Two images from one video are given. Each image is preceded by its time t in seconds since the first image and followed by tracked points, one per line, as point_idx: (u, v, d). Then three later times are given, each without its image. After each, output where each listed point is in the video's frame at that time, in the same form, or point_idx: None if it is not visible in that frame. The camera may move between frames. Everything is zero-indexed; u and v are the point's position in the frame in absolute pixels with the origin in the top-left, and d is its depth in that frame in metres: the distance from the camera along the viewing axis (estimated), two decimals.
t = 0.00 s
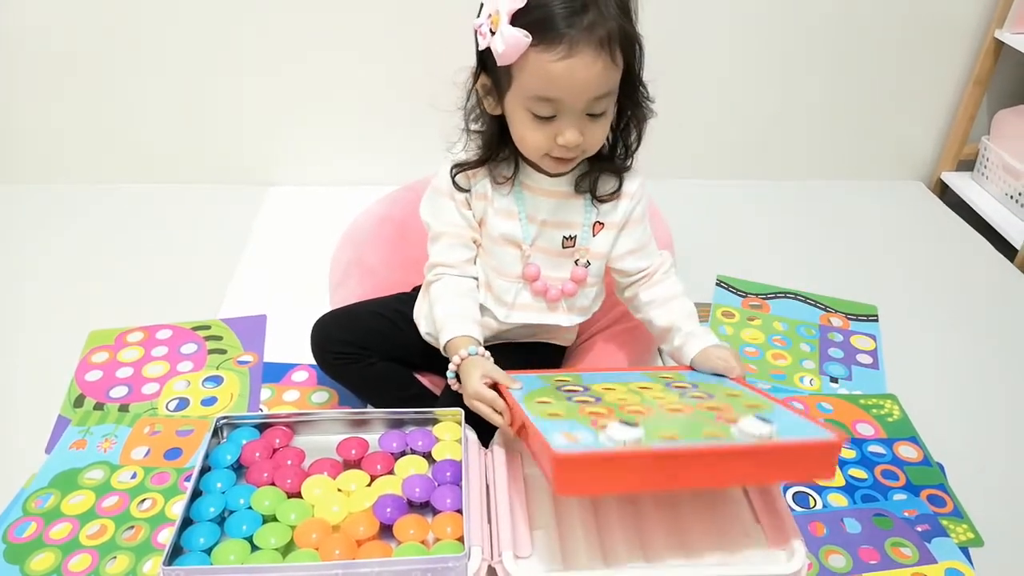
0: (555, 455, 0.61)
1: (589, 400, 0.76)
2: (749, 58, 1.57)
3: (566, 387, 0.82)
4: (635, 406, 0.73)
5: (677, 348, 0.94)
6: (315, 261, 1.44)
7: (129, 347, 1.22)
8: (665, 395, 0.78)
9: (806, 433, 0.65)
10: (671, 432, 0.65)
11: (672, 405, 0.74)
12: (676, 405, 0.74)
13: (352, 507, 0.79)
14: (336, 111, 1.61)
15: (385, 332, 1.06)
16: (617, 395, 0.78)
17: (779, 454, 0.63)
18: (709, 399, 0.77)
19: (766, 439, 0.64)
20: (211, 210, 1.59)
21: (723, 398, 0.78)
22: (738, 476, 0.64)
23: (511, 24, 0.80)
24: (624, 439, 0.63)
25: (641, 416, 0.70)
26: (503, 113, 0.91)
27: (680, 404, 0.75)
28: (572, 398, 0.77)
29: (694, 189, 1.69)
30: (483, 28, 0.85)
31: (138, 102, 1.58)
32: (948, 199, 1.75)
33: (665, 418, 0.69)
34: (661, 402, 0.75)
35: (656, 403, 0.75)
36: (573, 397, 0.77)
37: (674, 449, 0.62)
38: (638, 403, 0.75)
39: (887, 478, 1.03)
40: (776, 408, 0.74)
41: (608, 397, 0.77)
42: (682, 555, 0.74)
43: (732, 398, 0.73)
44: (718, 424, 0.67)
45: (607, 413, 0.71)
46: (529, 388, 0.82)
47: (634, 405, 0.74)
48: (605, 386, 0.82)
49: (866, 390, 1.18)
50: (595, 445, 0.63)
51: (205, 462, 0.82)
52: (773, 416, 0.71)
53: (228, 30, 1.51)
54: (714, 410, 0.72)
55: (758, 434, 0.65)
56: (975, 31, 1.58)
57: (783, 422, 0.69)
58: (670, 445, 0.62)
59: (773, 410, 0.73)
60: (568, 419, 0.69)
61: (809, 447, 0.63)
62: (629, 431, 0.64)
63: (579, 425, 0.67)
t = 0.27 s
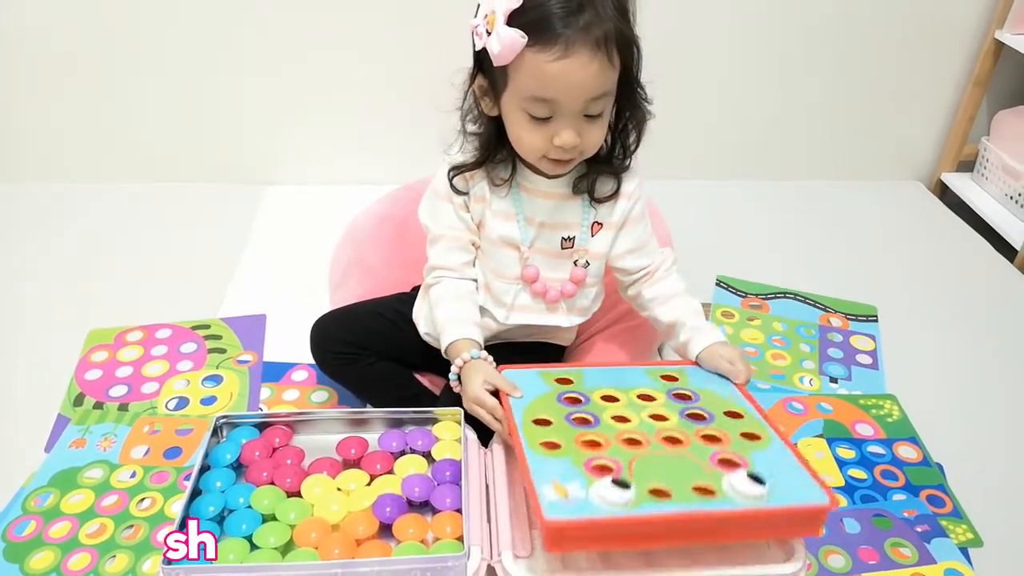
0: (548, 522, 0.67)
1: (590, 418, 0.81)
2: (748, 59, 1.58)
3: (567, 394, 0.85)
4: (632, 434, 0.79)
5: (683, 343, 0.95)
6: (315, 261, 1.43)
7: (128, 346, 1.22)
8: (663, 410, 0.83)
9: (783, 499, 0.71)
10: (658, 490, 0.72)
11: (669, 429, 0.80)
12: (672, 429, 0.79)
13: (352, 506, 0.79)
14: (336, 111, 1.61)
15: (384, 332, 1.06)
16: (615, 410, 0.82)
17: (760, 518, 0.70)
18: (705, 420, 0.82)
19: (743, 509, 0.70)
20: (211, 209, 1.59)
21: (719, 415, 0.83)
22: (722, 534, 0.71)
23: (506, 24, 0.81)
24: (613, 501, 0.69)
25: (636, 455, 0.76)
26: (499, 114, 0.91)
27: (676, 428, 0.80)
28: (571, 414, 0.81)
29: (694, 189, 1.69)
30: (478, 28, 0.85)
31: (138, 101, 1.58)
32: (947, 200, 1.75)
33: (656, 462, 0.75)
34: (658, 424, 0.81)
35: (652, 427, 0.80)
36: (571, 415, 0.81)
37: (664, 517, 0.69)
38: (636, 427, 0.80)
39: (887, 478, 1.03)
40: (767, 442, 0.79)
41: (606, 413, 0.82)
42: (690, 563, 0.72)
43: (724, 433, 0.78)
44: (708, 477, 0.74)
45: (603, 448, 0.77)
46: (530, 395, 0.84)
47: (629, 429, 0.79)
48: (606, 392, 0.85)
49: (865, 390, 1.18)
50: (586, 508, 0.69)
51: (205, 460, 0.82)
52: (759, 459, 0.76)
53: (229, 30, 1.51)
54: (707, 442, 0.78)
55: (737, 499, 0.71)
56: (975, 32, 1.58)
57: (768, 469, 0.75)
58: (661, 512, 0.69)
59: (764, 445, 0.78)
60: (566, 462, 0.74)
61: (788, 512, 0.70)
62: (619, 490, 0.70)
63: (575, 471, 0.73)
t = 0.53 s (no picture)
0: (535, 565, 0.66)
1: (589, 433, 0.79)
2: (752, 56, 1.57)
3: (570, 399, 0.83)
4: (630, 454, 0.77)
5: (690, 339, 0.95)
6: (318, 259, 1.44)
7: (131, 344, 1.22)
8: (666, 422, 0.81)
9: (778, 539, 0.69)
10: (649, 524, 0.70)
11: (669, 446, 0.78)
12: (672, 447, 0.78)
13: (355, 503, 0.79)
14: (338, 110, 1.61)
15: (387, 330, 1.06)
16: (617, 421, 0.81)
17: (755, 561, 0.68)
18: (708, 437, 0.80)
19: (737, 549, 0.68)
20: (213, 207, 1.59)
21: (725, 429, 0.81)
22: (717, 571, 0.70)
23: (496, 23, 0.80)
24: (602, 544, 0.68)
25: (634, 480, 0.75)
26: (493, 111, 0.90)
27: (676, 447, 0.78)
28: (571, 426, 0.80)
29: (697, 186, 1.69)
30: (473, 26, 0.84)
31: (139, 99, 1.58)
32: (952, 197, 1.75)
33: (651, 489, 0.74)
34: (658, 442, 0.79)
35: (654, 443, 0.79)
36: (571, 427, 0.80)
37: (656, 559, 0.67)
38: (635, 445, 0.78)
39: (891, 475, 1.03)
40: (769, 466, 0.77)
41: (607, 424, 0.80)
42: None
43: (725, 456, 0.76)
44: (703, 509, 0.72)
45: (600, 472, 0.75)
46: (537, 402, 0.83)
47: (630, 447, 0.78)
48: (611, 397, 0.84)
49: (869, 388, 1.18)
50: (575, 547, 0.68)
51: (209, 458, 0.82)
52: (759, 488, 0.74)
53: (230, 30, 1.51)
54: (707, 466, 0.76)
55: (729, 538, 0.69)
56: (978, 29, 1.58)
57: (767, 501, 0.73)
58: (651, 552, 0.68)
59: (767, 468, 0.76)
60: (559, 487, 0.73)
61: (785, 554, 0.68)
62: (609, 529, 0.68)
63: (566, 501, 0.72)
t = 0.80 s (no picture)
0: (540, 568, 0.66)
1: (590, 434, 0.79)
2: (752, 55, 1.57)
3: (570, 400, 0.83)
4: (631, 454, 0.77)
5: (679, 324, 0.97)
6: (319, 258, 1.43)
7: (132, 343, 1.22)
8: (666, 421, 0.81)
9: (781, 538, 0.69)
10: (654, 523, 0.70)
11: (670, 446, 0.78)
12: (674, 447, 0.78)
13: (357, 503, 0.79)
14: (339, 109, 1.61)
15: (387, 329, 1.06)
16: (617, 421, 0.81)
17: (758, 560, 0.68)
18: (709, 435, 0.80)
19: (740, 548, 0.68)
20: (213, 206, 1.59)
21: (726, 427, 0.81)
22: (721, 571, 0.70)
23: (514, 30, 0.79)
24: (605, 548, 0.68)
25: (636, 480, 0.74)
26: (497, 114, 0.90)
27: (677, 446, 0.78)
28: (571, 427, 0.80)
29: (698, 185, 1.69)
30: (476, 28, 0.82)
31: (140, 98, 1.58)
32: (953, 195, 1.75)
33: (653, 489, 0.74)
34: (660, 441, 0.79)
35: (655, 442, 0.78)
36: (572, 428, 0.80)
37: (658, 560, 0.67)
38: (637, 446, 0.78)
39: (892, 474, 1.03)
40: (771, 464, 0.77)
41: (607, 425, 0.80)
42: None
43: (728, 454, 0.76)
44: (706, 508, 0.72)
45: (602, 472, 0.75)
46: (538, 404, 0.83)
47: (631, 447, 0.78)
48: (611, 397, 0.84)
49: (870, 386, 1.18)
50: (578, 548, 0.68)
51: (210, 457, 0.82)
52: (761, 486, 0.74)
53: (231, 29, 1.51)
54: (709, 465, 0.76)
55: (732, 537, 0.69)
56: (978, 28, 1.58)
57: (770, 499, 0.73)
58: (655, 553, 0.68)
59: (769, 466, 0.76)
60: (562, 488, 0.73)
61: (788, 553, 0.68)
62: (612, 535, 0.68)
63: (569, 504, 0.72)
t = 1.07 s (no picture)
0: None
1: (585, 448, 0.79)
2: (747, 59, 1.58)
3: (564, 413, 0.83)
4: (628, 469, 0.76)
5: (666, 332, 0.97)
6: (315, 260, 1.43)
7: (126, 345, 1.22)
8: (662, 434, 0.81)
9: (780, 555, 0.69)
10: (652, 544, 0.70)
11: (667, 459, 0.78)
12: (671, 460, 0.78)
13: (350, 506, 0.79)
14: (335, 111, 1.61)
15: (381, 333, 1.06)
16: (613, 435, 0.80)
17: None
18: (705, 448, 0.79)
19: (739, 565, 0.68)
20: (209, 208, 1.59)
21: (722, 440, 0.81)
22: None
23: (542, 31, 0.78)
24: (606, 557, 0.67)
25: (634, 495, 0.74)
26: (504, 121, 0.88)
27: (674, 459, 0.78)
28: (566, 441, 0.79)
29: (693, 188, 1.69)
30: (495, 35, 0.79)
31: (136, 98, 1.58)
32: (946, 200, 1.75)
33: (651, 505, 0.73)
34: (656, 455, 0.78)
35: (651, 457, 0.78)
36: (567, 442, 0.79)
37: None
38: (632, 459, 0.78)
39: (885, 478, 1.03)
40: (767, 477, 0.76)
41: (603, 438, 0.80)
42: None
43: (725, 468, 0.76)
44: (705, 523, 0.71)
45: (598, 487, 0.74)
46: (531, 417, 0.82)
47: (627, 461, 0.77)
48: (606, 409, 0.83)
49: (863, 390, 1.18)
50: (576, 564, 0.67)
51: (202, 460, 0.82)
52: (758, 499, 0.74)
53: (231, 29, 1.51)
54: (706, 479, 0.76)
55: (732, 554, 0.69)
56: (972, 33, 1.59)
57: (768, 515, 0.72)
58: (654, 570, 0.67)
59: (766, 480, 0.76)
60: (558, 504, 0.72)
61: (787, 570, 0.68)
62: (612, 540, 0.68)
63: (566, 520, 0.71)
